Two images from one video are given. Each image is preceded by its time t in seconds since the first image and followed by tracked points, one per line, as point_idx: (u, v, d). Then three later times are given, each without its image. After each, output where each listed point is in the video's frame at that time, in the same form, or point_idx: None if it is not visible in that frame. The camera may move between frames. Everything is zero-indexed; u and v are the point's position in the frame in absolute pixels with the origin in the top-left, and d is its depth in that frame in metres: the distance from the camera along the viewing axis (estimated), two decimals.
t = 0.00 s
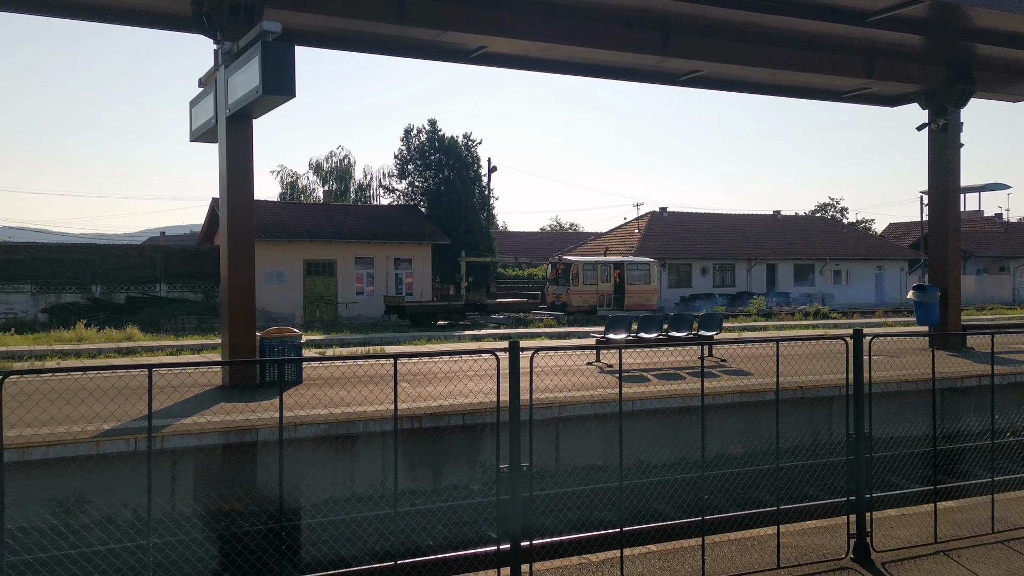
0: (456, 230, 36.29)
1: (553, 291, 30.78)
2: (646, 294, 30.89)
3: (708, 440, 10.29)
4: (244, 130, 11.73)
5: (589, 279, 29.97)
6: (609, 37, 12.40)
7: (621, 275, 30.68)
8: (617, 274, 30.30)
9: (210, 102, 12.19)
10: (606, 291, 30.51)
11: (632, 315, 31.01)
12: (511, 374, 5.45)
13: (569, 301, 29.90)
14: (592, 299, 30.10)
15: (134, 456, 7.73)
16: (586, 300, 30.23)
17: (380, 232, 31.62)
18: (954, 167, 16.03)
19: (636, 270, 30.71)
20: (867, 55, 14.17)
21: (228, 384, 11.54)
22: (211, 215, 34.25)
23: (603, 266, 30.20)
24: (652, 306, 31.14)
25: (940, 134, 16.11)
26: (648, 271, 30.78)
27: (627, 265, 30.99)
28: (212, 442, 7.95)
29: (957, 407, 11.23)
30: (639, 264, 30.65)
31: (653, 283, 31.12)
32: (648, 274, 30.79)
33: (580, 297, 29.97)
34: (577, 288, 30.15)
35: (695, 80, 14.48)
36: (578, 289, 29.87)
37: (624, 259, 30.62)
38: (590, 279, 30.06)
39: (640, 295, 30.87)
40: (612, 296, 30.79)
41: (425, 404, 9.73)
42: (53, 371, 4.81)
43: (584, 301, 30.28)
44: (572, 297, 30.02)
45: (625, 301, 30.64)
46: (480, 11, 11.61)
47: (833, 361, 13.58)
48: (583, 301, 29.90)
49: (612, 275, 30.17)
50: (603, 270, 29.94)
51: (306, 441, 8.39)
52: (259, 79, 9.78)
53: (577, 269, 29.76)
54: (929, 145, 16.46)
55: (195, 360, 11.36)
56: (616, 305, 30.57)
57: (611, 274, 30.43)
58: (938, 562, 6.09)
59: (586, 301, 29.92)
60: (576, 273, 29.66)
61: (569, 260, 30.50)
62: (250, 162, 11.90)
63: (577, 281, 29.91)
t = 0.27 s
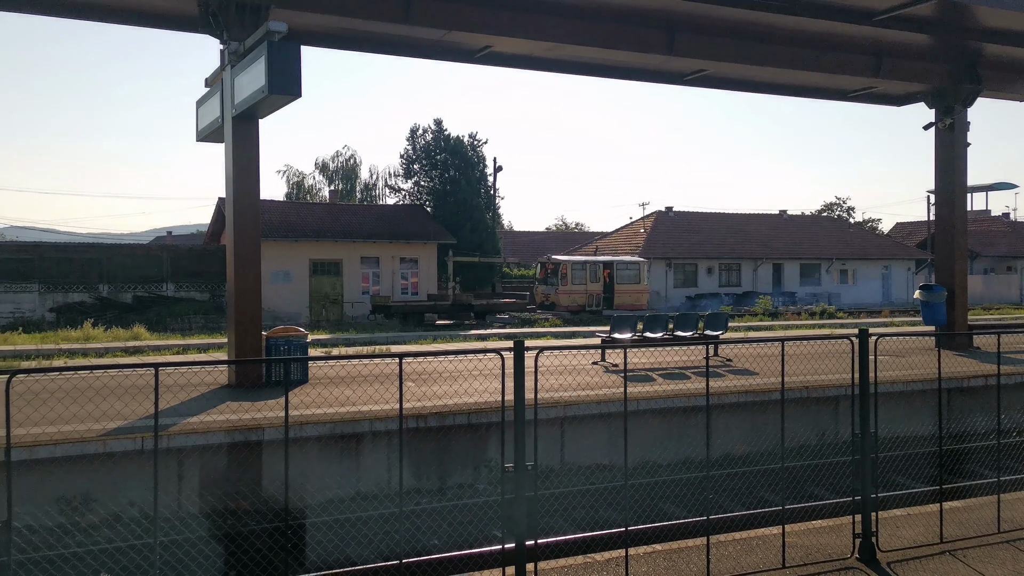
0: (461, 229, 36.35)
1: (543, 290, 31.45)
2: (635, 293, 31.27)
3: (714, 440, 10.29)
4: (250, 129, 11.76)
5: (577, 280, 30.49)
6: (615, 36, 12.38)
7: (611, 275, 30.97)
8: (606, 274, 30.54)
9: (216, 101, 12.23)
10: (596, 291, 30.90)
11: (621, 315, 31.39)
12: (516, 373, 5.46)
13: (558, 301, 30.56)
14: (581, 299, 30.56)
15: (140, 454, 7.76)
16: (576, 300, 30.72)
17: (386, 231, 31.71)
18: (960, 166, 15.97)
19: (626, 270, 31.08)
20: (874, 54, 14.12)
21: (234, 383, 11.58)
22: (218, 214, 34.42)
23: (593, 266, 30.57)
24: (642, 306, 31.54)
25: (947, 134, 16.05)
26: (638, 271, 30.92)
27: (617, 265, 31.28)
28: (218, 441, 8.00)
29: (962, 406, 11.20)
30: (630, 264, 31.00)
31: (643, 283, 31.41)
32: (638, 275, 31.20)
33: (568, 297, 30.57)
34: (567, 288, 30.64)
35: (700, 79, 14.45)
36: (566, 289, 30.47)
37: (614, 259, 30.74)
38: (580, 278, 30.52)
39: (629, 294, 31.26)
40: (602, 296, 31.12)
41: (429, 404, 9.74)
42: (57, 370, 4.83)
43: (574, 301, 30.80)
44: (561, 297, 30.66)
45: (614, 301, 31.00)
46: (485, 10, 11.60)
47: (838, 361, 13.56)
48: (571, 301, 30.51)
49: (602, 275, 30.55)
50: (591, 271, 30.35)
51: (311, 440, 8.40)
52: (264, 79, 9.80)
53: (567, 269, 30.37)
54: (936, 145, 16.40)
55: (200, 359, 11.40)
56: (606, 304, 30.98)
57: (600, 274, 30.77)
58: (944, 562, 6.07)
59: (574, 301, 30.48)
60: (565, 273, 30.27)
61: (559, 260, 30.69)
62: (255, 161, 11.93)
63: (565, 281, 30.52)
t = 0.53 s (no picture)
0: (472, 229, 36.41)
1: (537, 291, 31.42)
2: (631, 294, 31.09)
3: (725, 440, 10.27)
4: (261, 130, 11.83)
5: (570, 279, 30.40)
6: (625, 35, 12.38)
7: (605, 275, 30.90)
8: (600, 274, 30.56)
9: (228, 102, 12.30)
10: (590, 291, 30.77)
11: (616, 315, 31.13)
12: (526, 372, 5.48)
13: (552, 300, 30.48)
14: (574, 299, 30.42)
15: (153, 453, 7.84)
16: (570, 300, 30.66)
17: (397, 231, 31.82)
18: (973, 166, 15.86)
19: (621, 270, 30.90)
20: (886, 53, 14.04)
21: (246, 382, 11.65)
22: (230, 214, 34.61)
23: (587, 265, 30.46)
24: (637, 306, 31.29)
25: (959, 132, 15.96)
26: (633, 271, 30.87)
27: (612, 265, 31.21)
28: (232, 440, 8.11)
29: (975, 407, 11.14)
30: (625, 263, 30.83)
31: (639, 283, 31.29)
32: (633, 274, 30.96)
33: (561, 296, 30.48)
34: (561, 288, 30.58)
35: (711, 78, 14.42)
36: (560, 289, 30.38)
37: (609, 259, 30.76)
38: (574, 278, 30.48)
39: (624, 294, 31.03)
40: (597, 296, 30.96)
41: (440, 403, 9.78)
42: (72, 368, 4.88)
43: (568, 301, 30.67)
44: (555, 297, 30.57)
45: (609, 301, 30.83)
46: (495, 9, 11.62)
47: (850, 360, 13.51)
48: (564, 300, 30.40)
49: (596, 274, 30.44)
50: (585, 270, 30.27)
51: (323, 439, 8.46)
52: (276, 80, 9.86)
53: (561, 268, 30.36)
54: (949, 144, 16.30)
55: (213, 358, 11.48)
56: (601, 305, 30.79)
57: (595, 273, 30.67)
58: (957, 562, 6.05)
59: (568, 301, 30.38)
60: (558, 272, 30.23)
61: (553, 259, 30.68)
62: (267, 161, 12.01)
63: (558, 281, 30.45)
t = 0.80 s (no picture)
0: (485, 229, 36.45)
1: (532, 291, 31.47)
2: (626, 293, 31.05)
3: (739, 440, 10.24)
4: (275, 131, 11.91)
5: (566, 279, 30.38)
6: (637, 35, 12.36)
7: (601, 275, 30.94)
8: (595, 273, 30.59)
9: (242, 103, 12.39)
10: (587, 291, 30.87)
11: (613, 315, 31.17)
12: (539, 372, 5.50)
13: (547, 301, 30.50)
14: (570, 299, 30.45)
15: (168, 452, 7.93)
16: (567, 300, 30.75)
17: (410, 231, 31.93)
18: (990, 164, 15.71)
19: (617, 270, 30.90)
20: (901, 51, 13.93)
21: (260, 382, 11.73)
22: (244, 215, 34.89)
23: (583, 265, 30.53)
24: (634, 306, 31.28)
25: (976, 130, 15.80)
26: (629, 270, 30.89)
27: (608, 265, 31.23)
28: (245, 439, 8.20)
29: (992, 407, 11.04)
30: (621, 263, 30.85)
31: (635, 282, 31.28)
32: (629, 274, 30.94)
33: (558, 297, 30.48)
34: (557, 288, 30.63)
35: (724, 78, 14.37)
36: (555, 289, 30.39)
37: (605, 258, 30.78)
38: (570, 278, 30.50)
39: (620, 294, 31.04)
40: (594, 296, 31.06)
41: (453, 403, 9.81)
42: (88, 369, 4.96)
43: (564, 301, 30.67)
44: (551, 297, 30.58)
45: (605, 301, 30.89)
46: (507, 9, 11.63)
47: (864, 361, 13.43)
48: (561, 301, 30.39)
49: (592, 274, 30.47)
50: (581, 270, 30.28)
51: (336, 439, 8.51)
52: (290, 81, 9.92)
53: (556, 269, 30.40)
54: (965, 142, 16.15)
55: (227, 358, 11.57)
56: (597, 305, 30.85)
57: (591, 273, 30.71)
58: (973, 564, 6.00)
59: (564, 301, 30.40)
60: (554, 272, 30.27)
61: (549, 260, 30.72)
62: (282, 161, 12.07)
63: (554, 281, 30.45)
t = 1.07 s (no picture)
0: (501, 230, 36.47)
1: (532, 292, 31.11)
2: (627, 294, 30.69)
3: (757, 442, 10.20)
4: (293, 132, 12.01)
5: (566, 280, 29.99)
6: (655, 35, 12.35)
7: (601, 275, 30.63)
8: (596, 274, 30.24)
9: (261, 105, 12.50)
10: (586, 292, 30.51)
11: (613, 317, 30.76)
12: (556, 374, 5.50)
13: (547, 302, 30.08)
14: (570, 300, 30.05)
15: (188, 452, 7.98)
16: (566, 301, 30.35)
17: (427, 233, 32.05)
18: (1011, 164, 15.53)
19: (618, 271, 30.58)
20: (921, 50, 13.81)
21: (278, 383, 11.82)
22: (262, 217, 35.15)
23: (582, 266, 30.16)
24: (634, 307, 30.86)
25: (997, 130, 15.63)
26: (630, 271, 30.52)
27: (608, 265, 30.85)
28: (263, 440, 8.21)
29: (1014, 409, 10.90)
30: (621, 263, 30.49)
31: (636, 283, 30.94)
32: (630, 275, 30.60)
33: (557, 298, 30.07)
34: (556, 289, 30.23)
35: (742, 78, 14.32)
36: (555, 290, 30.00)
37: (605, 259, 30.48)
38: (569, 279, 30.07)
39: (620, 295, 30.65)
40: (594, 297, 30.70)
41: (470, 404, 9.82)
42: (107, 370, 4.99)
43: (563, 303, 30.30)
44: (550, 299, 30.17)
45: (605, 302, 30.52)
46: (524, 10, 11.66)
47: (884, 362, 13.31)
48: (561, 302, 30.01)
49: (591, 274, 30.09)
50: (581, 271, 29.88)
51: (353, 440, 8.54)
52: (308, 83, 10.00)
53: (555, 270, 29.95)
54: (986, 142, 15.97)
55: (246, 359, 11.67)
56: (597, 306, 30.54)
57: (591, 274, 30.33)
58: (993, 567, 5.94)
59: (564, 302, 30.02)
60: (553, 273, 29.82)
61: (548, 261, 30.30)
62: (299, 164, 12.18)
63: (554, 283, 30.04)
